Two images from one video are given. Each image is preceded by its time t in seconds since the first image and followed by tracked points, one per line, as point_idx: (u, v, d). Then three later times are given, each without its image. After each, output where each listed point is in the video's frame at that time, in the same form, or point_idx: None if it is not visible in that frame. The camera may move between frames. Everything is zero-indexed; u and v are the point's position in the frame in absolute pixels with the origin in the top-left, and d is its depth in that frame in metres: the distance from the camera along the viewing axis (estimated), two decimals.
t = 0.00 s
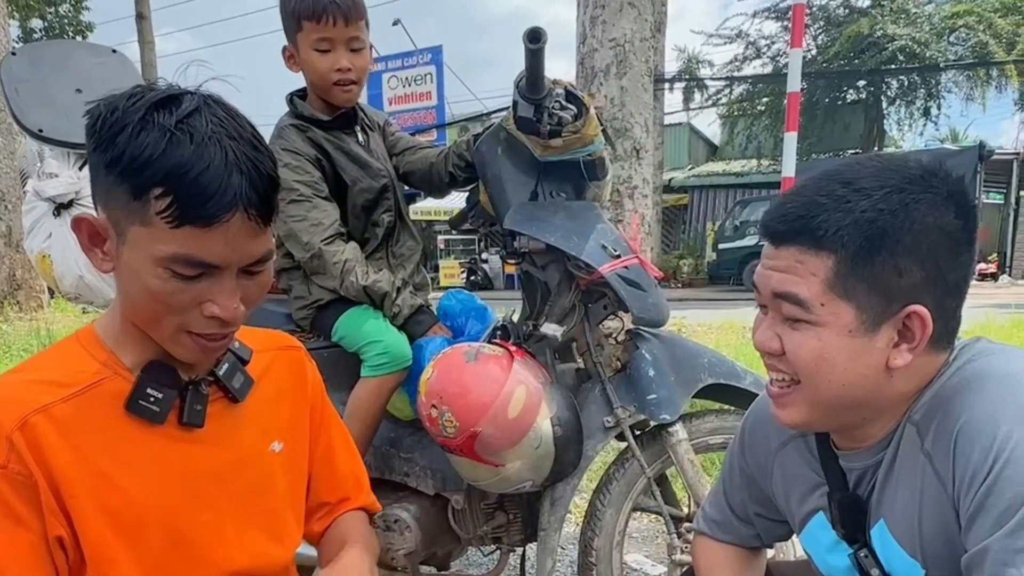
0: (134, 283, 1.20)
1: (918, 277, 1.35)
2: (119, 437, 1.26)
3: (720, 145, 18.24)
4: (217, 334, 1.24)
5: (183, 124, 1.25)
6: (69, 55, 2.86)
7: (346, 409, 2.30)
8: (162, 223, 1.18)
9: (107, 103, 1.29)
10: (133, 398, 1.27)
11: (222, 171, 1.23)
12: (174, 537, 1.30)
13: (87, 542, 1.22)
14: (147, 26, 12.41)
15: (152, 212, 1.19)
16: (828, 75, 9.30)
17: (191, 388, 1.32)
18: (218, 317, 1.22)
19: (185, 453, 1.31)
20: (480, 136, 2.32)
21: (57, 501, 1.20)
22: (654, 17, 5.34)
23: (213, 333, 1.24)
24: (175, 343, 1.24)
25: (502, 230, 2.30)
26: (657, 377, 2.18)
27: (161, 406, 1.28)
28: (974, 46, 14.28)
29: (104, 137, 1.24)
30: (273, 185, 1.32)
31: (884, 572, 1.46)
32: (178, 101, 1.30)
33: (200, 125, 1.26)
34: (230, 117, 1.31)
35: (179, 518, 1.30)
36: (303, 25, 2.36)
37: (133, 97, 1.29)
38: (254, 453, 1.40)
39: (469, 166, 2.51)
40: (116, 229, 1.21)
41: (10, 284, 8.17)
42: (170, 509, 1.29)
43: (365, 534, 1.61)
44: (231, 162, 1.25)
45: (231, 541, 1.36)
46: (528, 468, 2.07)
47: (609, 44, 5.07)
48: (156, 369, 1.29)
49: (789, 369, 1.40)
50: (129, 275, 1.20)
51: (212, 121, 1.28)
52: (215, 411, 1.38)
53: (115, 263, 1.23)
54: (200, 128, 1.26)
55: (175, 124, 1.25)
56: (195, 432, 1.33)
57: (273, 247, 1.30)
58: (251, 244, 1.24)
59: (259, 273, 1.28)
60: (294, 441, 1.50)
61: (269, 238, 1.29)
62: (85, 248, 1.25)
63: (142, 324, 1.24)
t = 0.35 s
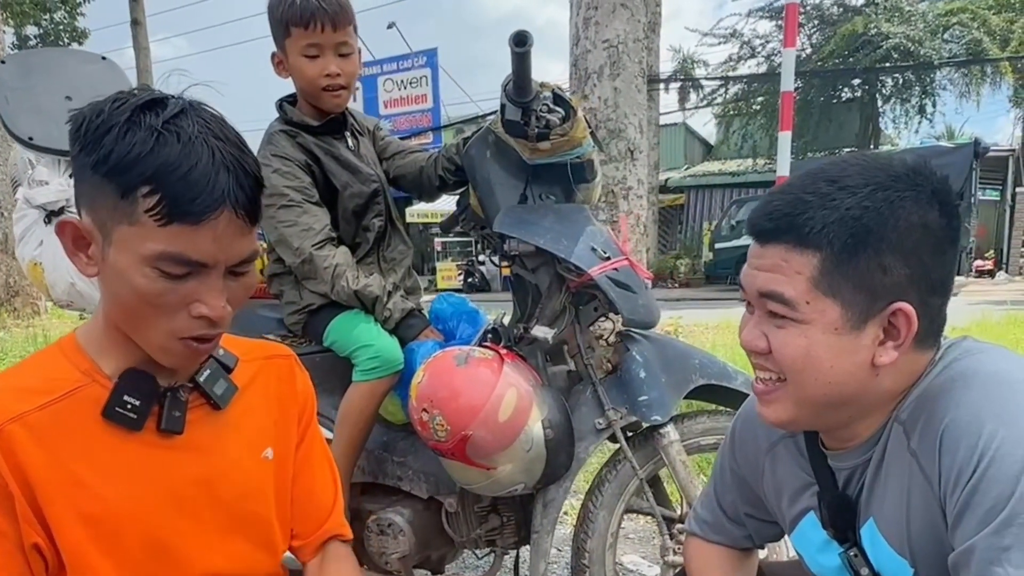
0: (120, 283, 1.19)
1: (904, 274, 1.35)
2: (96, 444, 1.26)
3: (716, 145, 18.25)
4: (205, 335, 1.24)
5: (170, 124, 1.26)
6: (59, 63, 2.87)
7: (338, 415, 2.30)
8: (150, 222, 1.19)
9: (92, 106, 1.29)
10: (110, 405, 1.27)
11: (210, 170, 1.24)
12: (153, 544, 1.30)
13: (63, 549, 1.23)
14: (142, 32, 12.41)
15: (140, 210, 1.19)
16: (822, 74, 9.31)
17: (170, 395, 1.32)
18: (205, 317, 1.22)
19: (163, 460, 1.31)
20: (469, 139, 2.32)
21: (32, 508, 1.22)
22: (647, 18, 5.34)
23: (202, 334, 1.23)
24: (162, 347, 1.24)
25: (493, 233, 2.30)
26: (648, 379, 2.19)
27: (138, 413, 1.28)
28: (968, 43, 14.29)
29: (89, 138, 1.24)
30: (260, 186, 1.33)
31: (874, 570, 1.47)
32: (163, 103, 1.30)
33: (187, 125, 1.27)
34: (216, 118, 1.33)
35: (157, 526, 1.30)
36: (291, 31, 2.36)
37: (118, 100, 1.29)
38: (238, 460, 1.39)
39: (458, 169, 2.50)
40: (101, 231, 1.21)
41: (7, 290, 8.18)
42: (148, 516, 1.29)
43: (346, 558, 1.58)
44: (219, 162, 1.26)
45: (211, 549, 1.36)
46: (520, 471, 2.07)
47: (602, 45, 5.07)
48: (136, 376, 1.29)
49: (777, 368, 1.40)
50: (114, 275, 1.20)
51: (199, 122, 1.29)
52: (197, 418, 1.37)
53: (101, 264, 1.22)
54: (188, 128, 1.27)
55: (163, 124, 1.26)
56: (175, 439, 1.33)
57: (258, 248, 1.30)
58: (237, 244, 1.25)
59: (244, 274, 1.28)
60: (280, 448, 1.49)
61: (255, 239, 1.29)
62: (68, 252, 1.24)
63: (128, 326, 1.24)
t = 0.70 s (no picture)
0: (114, 291, 1.20)
1: (908, 271, 1.35)
2: (92, 454, 1.27)
3: (716, 145, 18.25)
4: (199, 341, 1.25)
5: (160, 128, 1.26)
6: (60, 67, 2.88)
7: (341, 416, 2.30)
8: (143, 228, 1.19)
9: (82, 111, 1.29)
10: (106, 414, 1.27)
11: (202, 174, 1.24)
12: (157, 550, 1.32)
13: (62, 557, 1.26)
14: (142, 36, 12.43)
15: (132, 217, 1.19)
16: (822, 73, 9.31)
17: (168, 402, 1.32)
18: (200, 323, 1.22)
19: (161, 468, 1.31)
20: (471, 140, 2.33)
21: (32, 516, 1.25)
22: (647, 18, 5.35)
23: (196, 340, 1.24)
24: (159, 353, 1.25)
25: (495, 234, 2.31)
26: (650, 378, 2.19)
27: (136, 422, 1.28)
28: (968, 41, 14.27)
29: (79, 144, 1.24)
30: (253, 188, 1.33)
31: (879, 569, 1.46)
32: (154, 105, 1.30)
33: (178, 128, 1.27)
34: (207, 120, 1.32)
35: (156, 533, 1.32)
36: (292, 33, 2.37)
37: (107, 103, 1.29)
38: (239, 466, 1.39)
39: (460, 171, 2.51)
40: (95, 238, 1.22)
41: (10, 295, 8.19)
42: (147, 524, 1.31)
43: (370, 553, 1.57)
44: (211, 165, 1.26)
45: (213, 553, 1.37)
46: (523, 472, 2.07)
47: (602, 46, 5.08)
48: (132, 384, 1.29)
49: (782, 367, 1.40)
50: (108, 282, 1.20)
51: (190, 125, 1.28)
52: (198, 424, 1.36)
53: (95, 272, 1.23)
54: (178, 132, 1.26)
55: (153, 128, 1.25)
56: (174, 447, 1.33)
57: (254, 251, 1.30)
58: (231, 248, 1.24)
59: (241, 277, 1.28)
60: (285, 450, 1.48)
61: (251, 242, 1.29)
62: (63, 259, 1.25)
63: (123, 332, 1.24)
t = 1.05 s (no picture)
0: (126, 292, 1.20)
1: (915, 266, 1.34)
2: (104, 458, 1.26)
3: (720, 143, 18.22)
4: (212, 341, 1.25)
5: (171, 124, 1.25)
6: (64, 68, 2.89)
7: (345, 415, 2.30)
8: (154, 228, 1.18)
9: (90, 106, 1.28)
10: (118, 417, 1.27)
11: (215, 171, 1.23)
12: (172, 553, 1.31)
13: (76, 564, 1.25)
14: (146, 38, 12.46)
15: (144, 217, 1.18)
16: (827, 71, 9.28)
17: (180, 405, 1.32)
18: (214, 324, 1.22)
19: (173, 469, 1.31)
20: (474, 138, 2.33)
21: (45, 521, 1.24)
22: (650, 16, 5.34)
23: (210, 341, 1.24)
24: (172, 354, 1.24)
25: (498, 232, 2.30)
26: (655, 376, 2.18)
27: (148, 425, 1.28)
28: (973, 38, 14.22)
29: (89, 141, 1.24)
30: (265, 184, 1.32)
31: (887, 567, 1.44)
32: (164, 101, 1.29)
33: (189, 124, 1.26)
34: (218, 115, 1.31)
35: (171, 536, 1.31)
36: (296, 32, 2.37)
37: (117, 100, 1.28)
38: (251, 465, 1.39)
39: (463, 169, 2.51)
40: (105, 238, 1.21)
41: (16, 297, 8.21)
42: (161, 527, 1.30)
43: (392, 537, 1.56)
44: (223, 162, 1.25)
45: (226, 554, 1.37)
46: (528, 470, 2.07)
47: (606, 45, 5.07)
48: (144, 387, 1.29)
49: (788, 365, 1.39)
50: (119, 284, 1.20)
51: (201, 121, 1.28)
52: (209, 425, 1.36)
53: (105, 273, 1.23)
54: (190, 128, 1.26)
55: (164, 124, 1.24)
56: (186, 448, 1.32)
57: (265, 249, 1.30)
58: (244, 248, 1.24)
59: (255, 277, 1.28)
60: (297, 448, 1.48)
61: (263, 240, 1.29)
62: (72, 258, 1.25)
63: (134, 333, 1.24)
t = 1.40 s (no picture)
0: (138, 286, 1.18)
1: (926, 260, 1.32)
2: (118, 455, 1.25)
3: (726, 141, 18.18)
4: (224, 338, 1.23)
5: (185, 118, 1.24)
6: (69, 64, 2.89)
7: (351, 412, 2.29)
8: (168, 223, 1.17)
9: (103, 98, 1.28)
10: (130, 415, 1.26)
11: (229, 166, 1.23)
12: (185, 549, 1.31)
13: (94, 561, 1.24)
14: (151, 35, 12.47)
15: (157, 211, 1.17)
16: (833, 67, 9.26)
17: (191, 403, 1.31)
18: (225, 319, 1.21)
19: (186, 466, 1.31)
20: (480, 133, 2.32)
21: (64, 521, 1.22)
22: (655, 12, 5.32)
23: (221, 337, 1.23)
24: (183, 349, 1.23)
25: (504, 228, 2.30)
26: (663, 372, 2.17)
27: (159, 423, 1.27)
28: (980, 34, 14.17)
29: (102, 134, 1.23)
30: (278, 180, 1.31)
31: (899, 566, 1.43)
32: (178, 94, 1.29)
33: (203, 119, 1.26)
34: (232, 109, 1.31)
35: (185, 531, 1.31)
36: (301, 27, 2.36)
37: (130, 92, 1.27)
38: (260, 460, 1.40)
39: (469, 165, 2.49)
40: (117, 231, 1.20)
41: (22, 295, 8.22)
42: (175, 523, 1.30)
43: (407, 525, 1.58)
44: (237, 157, 1.25)
45: (239, 548, 1.38)
46: (533, 467, 2.05)
47: (611, 41, 5.06)
48: (155, 384, 1.28)
49: (811, 377, 1.36)
50: (130, 278, 1.19)
51: (215, 115, 1.27)
52: (219, 420, 1.36)
53: (117, 267, 1.21)
54: (204, 122, 1.25)
55: (178, 118, 1.24)
56: (197, 445, 1.32)
57: (278, 246, 1.30)
58: (257, 243, 1.23)
59: (266, 273, 1.27)
60: (304, 441, 1.49)
61: (276, 236, 1.28)
62: (83, 252, 1.24)
63: (145, 329, 1.23)
